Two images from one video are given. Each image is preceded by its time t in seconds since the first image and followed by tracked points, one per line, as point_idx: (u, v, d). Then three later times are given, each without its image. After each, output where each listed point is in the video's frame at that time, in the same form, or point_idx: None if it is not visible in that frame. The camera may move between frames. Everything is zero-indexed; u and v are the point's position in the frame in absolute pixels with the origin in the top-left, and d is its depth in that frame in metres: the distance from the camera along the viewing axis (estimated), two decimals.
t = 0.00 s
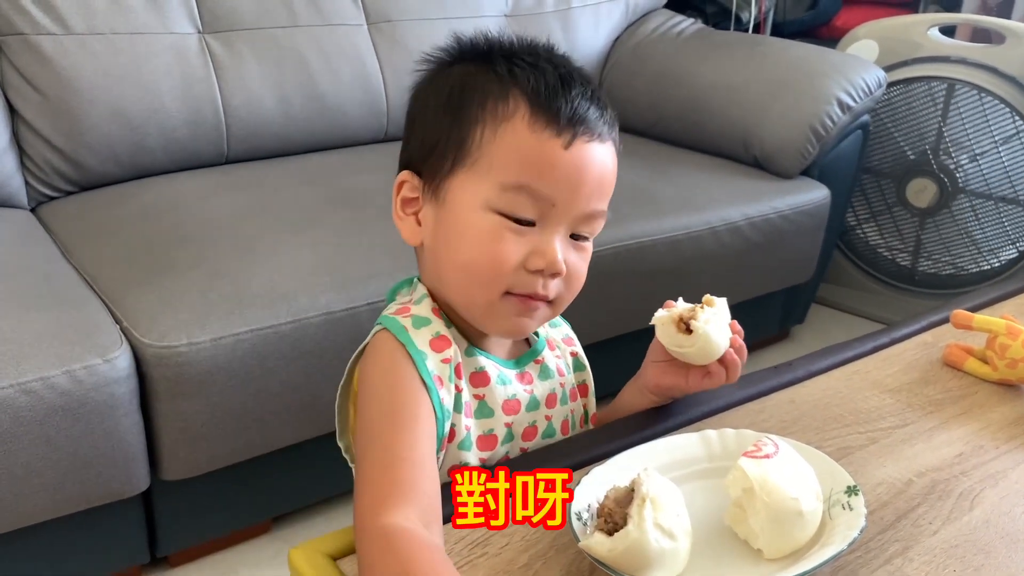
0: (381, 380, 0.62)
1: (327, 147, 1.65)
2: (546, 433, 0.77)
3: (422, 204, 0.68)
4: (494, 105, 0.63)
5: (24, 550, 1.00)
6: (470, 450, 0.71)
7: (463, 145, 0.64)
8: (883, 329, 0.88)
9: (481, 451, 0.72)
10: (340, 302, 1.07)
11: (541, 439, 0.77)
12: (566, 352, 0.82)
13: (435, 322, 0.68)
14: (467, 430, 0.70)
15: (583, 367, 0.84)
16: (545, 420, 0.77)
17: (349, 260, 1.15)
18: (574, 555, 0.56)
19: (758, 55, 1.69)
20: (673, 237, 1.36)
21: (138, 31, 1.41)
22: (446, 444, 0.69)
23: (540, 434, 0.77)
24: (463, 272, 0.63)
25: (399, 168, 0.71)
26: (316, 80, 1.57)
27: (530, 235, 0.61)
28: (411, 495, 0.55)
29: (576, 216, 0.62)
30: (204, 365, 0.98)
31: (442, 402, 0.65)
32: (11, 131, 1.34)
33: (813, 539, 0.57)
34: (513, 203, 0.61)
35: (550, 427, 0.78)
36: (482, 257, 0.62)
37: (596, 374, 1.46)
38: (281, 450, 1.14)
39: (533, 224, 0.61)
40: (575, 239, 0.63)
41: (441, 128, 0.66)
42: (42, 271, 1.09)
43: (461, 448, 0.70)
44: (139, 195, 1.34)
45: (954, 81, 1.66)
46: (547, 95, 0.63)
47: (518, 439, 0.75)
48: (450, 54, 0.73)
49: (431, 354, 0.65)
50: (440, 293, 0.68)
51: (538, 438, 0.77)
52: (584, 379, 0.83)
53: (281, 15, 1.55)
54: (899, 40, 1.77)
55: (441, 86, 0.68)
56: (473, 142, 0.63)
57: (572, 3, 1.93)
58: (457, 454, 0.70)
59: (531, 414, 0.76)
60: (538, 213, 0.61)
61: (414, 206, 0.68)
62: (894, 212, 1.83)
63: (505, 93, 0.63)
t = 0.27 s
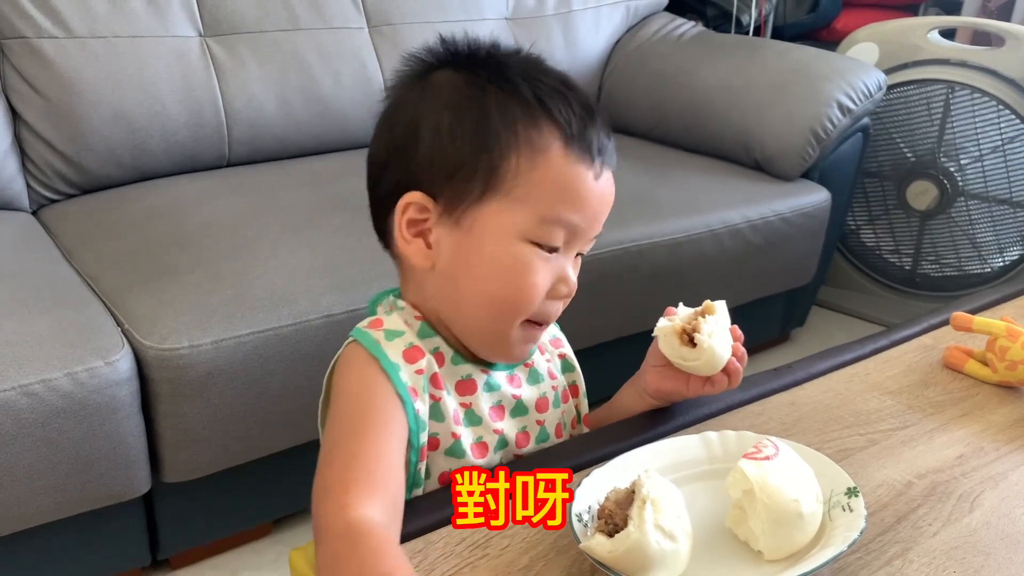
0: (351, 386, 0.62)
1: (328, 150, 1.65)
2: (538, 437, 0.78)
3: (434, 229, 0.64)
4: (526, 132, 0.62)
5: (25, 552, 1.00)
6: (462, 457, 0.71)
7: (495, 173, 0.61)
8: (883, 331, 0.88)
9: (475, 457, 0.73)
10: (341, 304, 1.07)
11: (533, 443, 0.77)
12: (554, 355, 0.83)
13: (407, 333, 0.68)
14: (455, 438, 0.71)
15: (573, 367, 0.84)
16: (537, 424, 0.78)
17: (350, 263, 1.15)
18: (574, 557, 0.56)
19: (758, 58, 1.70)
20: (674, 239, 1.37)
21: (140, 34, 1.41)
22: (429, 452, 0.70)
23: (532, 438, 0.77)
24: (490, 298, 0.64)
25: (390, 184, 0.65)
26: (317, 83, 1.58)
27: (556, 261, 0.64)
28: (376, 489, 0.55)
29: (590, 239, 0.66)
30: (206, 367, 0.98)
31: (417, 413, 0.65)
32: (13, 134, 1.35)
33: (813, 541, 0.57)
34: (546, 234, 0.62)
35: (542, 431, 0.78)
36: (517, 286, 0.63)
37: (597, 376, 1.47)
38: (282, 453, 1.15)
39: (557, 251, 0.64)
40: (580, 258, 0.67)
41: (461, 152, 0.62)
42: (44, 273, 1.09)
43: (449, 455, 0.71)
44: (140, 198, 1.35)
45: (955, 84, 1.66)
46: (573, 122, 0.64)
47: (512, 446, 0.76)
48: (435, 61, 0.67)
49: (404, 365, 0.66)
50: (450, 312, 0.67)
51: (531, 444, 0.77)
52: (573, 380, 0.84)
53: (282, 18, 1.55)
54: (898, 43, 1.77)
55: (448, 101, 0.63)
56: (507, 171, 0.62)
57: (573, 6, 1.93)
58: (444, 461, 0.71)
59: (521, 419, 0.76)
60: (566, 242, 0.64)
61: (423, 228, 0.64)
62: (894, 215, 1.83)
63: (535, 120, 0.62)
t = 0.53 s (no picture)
0: (337, 402, 0.63)
1: (327, 153, 1.66)
2: (531, 447, 0.78)
3: (475, 254, 0.63)
4: (563, 156, 0.64)
5: (25, 555, 1.00)
6: (453, 468, 0.72)
7: (542, 198, 0.63)
8: (880, 334, 0.89)
9: (467, 467, 0.73)
10: (340, 307, 1.07)
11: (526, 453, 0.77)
12: (546, 363, 0.82)
13: (399, 347, 0.68)
14: (447, 450, 0.71)
15: (565, 376, 0.83)
16: (531, 434, 0.78)
17: (349, 266, 1.15)
18: (571, 559, 0.57)
19: (757, 61, 1.70)
20: (673, 242, 1.37)
21: (140, 38, 1.42)
22: (419, 464, 0.71)
23: (525, 448, 0.77)
24: (528, 316, 0.66)
25: (420, 208, 0.63)
26: (317, 86, 1.58)
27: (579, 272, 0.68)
28: (360, 501, 0.56)
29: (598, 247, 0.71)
30: (205, 370, 0.98)
31: (406, 430, 0.66)
32: (13, 138, 1.35)
33: (810, 543, 0.57)
34: (579, 250, 0.66)
35: (536, 441, 0.78)
36: (557, 302, 0.66)
37: (596, 379, 1.47)
38: (281, 455, 1.15)
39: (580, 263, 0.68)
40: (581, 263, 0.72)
41: (507, 177, 0.62)
42: (44, 277, 1.10)
43: (439, 466, 0.71)
44: (140, 201, 1.35)
45: (954, 87, 1.66)
46: (596, 142, 0.68)
47: (504, 456, 0.76)
48: (445, 82, 0.65)
49: (393, 382, 0.66)
50: (480, 331, 0.68)
51: (524, 454, 0.77)
52: (566, 388, 0.84)
53: (282, 21, 1.56)
54: (897, 45, 1.77)
55: (485, 123, 0.62)
56: (553, 197, 0.64)
57: (572, 9, 1.94)
58: (434, 473, 0.71)
59: (516, 430, 0.76)
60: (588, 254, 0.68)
61: (465, 254, 0.63)
62: (893, 217, 1.83)
63: (569, 143, 0.65)
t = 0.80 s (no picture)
0: (347, 397, 0.63)
1: (327, 155, 1.66)
2: (529, 445, 0.78)
3: (473, 246, 0.64)
4: (556, 143, 0.64)
5: (24, 557, 1.00)
6: (452, 468, 0.72)
7: (536, 187, 0.63)
8: (880, 335, 0.89)
9: (464, 465, 0.73)
10: (339, 309, 1.07)
11: (524, 450, 0.77)
12: (546, 360, 0.82)
13: (410, 342, 0.68)
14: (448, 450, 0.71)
15: (565, 371, 0.84)
16: (529, 433, 0.77)
17: (348, 267, 1.15)
18: (571, 560, 0.57)
19: (757, 62, 1.70)
20: (672, 243, 1.37)
21: (140, 39, 1.42)
22: (422, 462, 0.70)
23: (523, 447, 0.77)
24: (529, 305, 0.66)
25: (416, 205, 0.63)
26: (317, 88, 1.58)
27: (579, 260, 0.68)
28: (365, 501, 0.55)
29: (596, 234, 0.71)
30: (204, 371, 0.98)
31: (412, 428, 0.66)
32: (12, 139, 1.35)
33: (809, 544, 0.57)
34: (578, 236, 0.66)
35: (534, 439, 0.78)
36: (557, 290, 0.66)
37: (595, 381, 1.47)
38: (280, 457, 1.15)
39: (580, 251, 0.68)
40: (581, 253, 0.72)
41: (499, 168, 0.62)
42: (43, 278, 1.10)
43: (440, 468, 0.71)
44: (140, 202, 1.35)
45: (953, 88, 1.66)
46: (588, 128, 0.68)
47: (502, 454, 0.76)
48: (435, 79, 0.65)
49: (401, 377, 0.66)
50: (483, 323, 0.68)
51: (521, 452, 0.77)
52: (564, 383, 0.85)
53: (281, 23, 1.56)
54: (896, 47, 1.77)
55: (475, 114, 0.62)
56: (548, 184, 0.64)
57: (571, 11, 1.94)
58: (436, 473, 0.71)
59: (515, 428, 0.76)
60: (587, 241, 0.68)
61: (462, 247, 0.63)
62: (893, 219, 1.83)
63: (561, 130, 0.65)
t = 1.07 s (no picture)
0: (343, 398, 0.63)
1: (328, 155, 1.66)
2: (532, 446, 0.77)
3: (464, 247, 0.64)
4: (544, 140, 0.64)
5: (25, 556, 1.00)
6: (454, 468, 0.72)
7: (525, 185, 0.63)
8: (882, 337, 0.89)
9: (466, 467, 0.73)
10: (341, 309, 1.07)
11: (526, 452, 0.77)
12: (546, 361, 0.82)
13: (404, 343, 0.68)
14: (447, 450, 0.71)
15: (566, 373, 0.84)
16: (530, 433, 0.77)
17: (350, 267, 1.15)
18: (574, 560, 0.57)
19: (758, 63, 1.70)
20: (674, 244, 1.37)
21: (142, 39, 1.42)
22: (421, 463, 0.70)
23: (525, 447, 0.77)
24: (521, 303, 0.66)
25: (406, 206, 0.63)
26: (319, 88, 1.58)
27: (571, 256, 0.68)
28: (366, 501, 0.55)
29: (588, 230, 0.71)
30: (206, 371, 0.98)
31: (408, 428, 0.66)
32: (14, 138, 1.35)
33: (812, 546, 0.57)
34: (569, 232, 0.66)
35: (536, 439, 0.78)
36: (550, 287, 0.66)
37: (597, 381, 1.47)
38: (282, 457, 1.15)
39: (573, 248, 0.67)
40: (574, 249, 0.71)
41: (487, 166, 0.62)
42: (45, 277, 1.10)
43: (441, 468, 0.71)
44: (142, 202, 1.35)
45: (955, 90, 1.66)
46: (576, 124, 0.68)
47: (504, 455, 0.76)
48: (421, 80, 0.65)
49: (396, 379, 0.66)
50: (476, 323, 0.68)
51: (524, 452, 0.77)
52: (567, 385, 0.84)
53: (284, 23, 1.56)
54: (897, 49, 1.78)
55: (460, 114, 0.62)
56: (537, 182, 0.63)
57: (573, 12, 1.94)
58: (437, 473, 0.71)
59: (515, 428, 0.76)
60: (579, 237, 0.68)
61: (453, 248, 0.63)
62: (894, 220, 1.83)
63: (548, 126, 0.65)
